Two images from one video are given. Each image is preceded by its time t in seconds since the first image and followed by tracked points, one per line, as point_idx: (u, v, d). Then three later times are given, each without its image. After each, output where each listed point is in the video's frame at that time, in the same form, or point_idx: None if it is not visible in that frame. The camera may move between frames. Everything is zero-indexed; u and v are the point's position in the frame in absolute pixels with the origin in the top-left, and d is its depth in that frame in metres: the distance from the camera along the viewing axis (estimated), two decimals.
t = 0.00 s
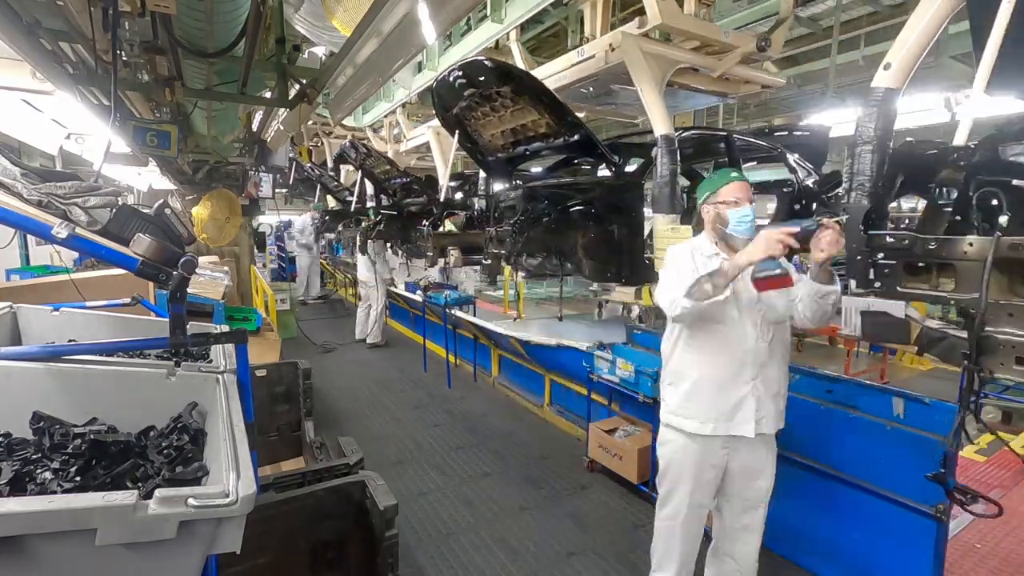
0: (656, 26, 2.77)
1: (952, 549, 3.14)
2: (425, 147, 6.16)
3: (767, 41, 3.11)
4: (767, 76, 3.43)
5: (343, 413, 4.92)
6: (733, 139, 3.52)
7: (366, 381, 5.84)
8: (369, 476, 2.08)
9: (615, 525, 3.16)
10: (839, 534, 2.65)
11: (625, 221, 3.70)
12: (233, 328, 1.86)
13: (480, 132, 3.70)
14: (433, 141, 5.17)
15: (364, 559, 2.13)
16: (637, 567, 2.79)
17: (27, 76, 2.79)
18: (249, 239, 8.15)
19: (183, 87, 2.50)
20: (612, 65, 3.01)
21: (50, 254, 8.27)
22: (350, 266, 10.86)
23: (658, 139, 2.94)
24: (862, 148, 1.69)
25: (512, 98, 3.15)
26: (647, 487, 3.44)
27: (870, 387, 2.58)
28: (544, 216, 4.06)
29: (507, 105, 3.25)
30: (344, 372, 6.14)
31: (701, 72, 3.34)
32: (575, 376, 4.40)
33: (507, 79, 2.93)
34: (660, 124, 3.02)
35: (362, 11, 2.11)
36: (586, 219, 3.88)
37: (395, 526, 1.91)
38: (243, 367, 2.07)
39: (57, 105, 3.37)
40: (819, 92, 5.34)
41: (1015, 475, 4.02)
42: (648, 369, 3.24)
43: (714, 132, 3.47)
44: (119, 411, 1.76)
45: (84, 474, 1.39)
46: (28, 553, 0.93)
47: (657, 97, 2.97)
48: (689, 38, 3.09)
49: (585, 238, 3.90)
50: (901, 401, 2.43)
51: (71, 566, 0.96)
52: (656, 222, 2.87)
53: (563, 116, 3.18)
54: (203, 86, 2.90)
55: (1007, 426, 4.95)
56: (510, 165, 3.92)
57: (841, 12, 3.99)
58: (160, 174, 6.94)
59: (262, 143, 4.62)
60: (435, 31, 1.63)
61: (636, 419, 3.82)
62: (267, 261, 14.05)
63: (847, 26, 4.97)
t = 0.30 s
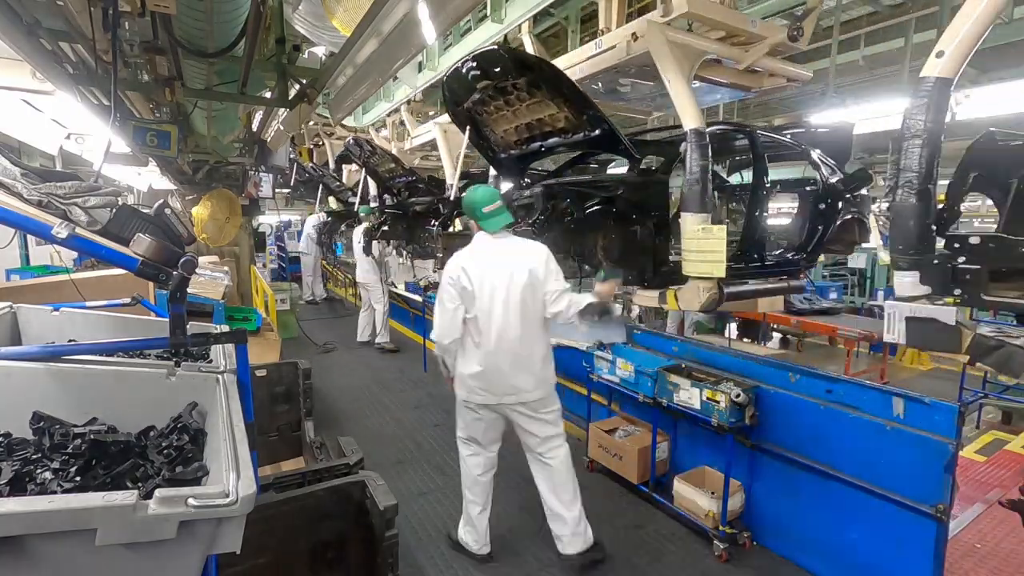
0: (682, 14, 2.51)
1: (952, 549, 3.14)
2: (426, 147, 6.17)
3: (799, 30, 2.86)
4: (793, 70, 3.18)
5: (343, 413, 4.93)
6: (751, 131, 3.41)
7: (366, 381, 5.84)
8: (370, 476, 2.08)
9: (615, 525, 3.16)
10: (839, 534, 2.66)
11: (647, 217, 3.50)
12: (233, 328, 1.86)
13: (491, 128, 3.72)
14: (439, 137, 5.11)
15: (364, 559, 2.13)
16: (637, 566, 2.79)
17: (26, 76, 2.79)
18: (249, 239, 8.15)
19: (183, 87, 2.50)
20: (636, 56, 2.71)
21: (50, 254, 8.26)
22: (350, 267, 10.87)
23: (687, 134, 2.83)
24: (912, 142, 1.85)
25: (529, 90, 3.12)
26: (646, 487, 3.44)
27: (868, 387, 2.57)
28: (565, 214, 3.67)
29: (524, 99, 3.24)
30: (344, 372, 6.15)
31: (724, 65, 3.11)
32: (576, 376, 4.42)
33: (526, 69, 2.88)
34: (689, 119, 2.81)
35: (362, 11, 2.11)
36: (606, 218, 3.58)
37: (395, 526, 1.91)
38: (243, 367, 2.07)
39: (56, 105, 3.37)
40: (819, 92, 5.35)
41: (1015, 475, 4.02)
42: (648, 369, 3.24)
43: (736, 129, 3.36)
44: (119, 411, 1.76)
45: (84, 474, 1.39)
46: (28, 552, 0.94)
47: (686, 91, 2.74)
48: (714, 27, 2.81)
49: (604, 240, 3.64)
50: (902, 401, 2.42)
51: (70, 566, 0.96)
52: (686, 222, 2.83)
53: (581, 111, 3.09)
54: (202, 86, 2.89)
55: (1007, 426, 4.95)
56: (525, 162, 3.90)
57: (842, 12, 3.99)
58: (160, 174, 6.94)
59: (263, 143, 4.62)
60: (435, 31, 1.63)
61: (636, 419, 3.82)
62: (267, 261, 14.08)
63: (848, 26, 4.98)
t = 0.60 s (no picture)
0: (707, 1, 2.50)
1: (952, 549, 3.14)
2: (427, 146, 6.18)
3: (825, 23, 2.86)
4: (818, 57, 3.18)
5: (343, 413, 4.93)
6: (776, 127, 3.38)
7: (366, 381, 5.83)
8: (370, 476, 2.08)
9: (615, 525, 3.15)
10: (839, 533, 2.66)
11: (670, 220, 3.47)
12: (233, 328, 1.86)
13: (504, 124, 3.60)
14: (446, 134, 5.11)
15: (364, 559, 2.13)
16: (637, 567, 2.79)
17: (27, 76, 2.79)
18: (249, 239, 8.15)
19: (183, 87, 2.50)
20: (659, 46, 2.70)
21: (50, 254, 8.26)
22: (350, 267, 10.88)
23: (719, 128, 2.64)
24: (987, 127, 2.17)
25: (546, 83, 2.97)
26: (646, 487, 3.44)
27: (868, 387, 2.58)
28: (586, 214, 3.72)
29: (539, 92, 3.08)
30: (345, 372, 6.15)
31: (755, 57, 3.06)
32: (576, 376, 4.42)
33: (546, 59, 2.71)
34: (719, 112, 2.64)
35: (363, 11, 2.11)
36: (627, 220, 3.59)
37: (395, 526, 1.90)
38: (243, 367, 2.07)
39: (56, 105, 3.37)
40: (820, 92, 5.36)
41: (1015, 475, 4.02)
42: (648, 369, 3.24)
43: (757, 124, 3.34)
44: (119, 411, 1.76)
45: (84, 474, 1.39)
46: (28, 552, 0.94)
47: (713, 79, 2.61)
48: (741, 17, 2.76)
49: (625, 241, 3.60)
50: (902, 401, 2.42)
51: (71, 566, 0.96)
52: (714, 222, 2.61)
53: (602, 104, 2.93)
54: (203, 86, 2.90)
55: (1006, 426, 4.95)
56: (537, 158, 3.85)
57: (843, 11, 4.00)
58: (159, 174, 6.94)
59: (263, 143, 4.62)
60: (435, 31, 1.63)
61: (636, 419, 3.83)
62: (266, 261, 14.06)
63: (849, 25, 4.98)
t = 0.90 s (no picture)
0: None
1: (952, 549, 3.14)
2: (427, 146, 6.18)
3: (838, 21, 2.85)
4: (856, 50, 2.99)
5: (343, 413, 4.93)
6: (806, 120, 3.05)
7: (366, 381, 5.83)
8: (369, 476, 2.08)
9: (615, 526, 3.15)
10: (838, 533, 2.66)
11: (700, 221, 3.39)
12: (233, 328, 1.85)
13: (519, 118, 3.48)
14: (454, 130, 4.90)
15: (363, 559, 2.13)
16: (637, 567, 2.79)
17: (27, 76, 2.79)
18: (249, 239, 8.15)
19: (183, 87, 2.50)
20: (686, 35, 2.56)
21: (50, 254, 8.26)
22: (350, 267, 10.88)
23: (758, 120, 2.49)
24: None
25: (568, 74, 2.88)
26: (647, 487, 3.44)
27: (869, 387, 2.59)
28: (613, 214, 3.63)
29: (561, 83, 2.99)
30: (345, 373, 6.14)
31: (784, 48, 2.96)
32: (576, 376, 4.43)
33: (568, 47, 2.64)
34: (757, 102, 2.51)
35: (362, 11, 2.11)
36: (653, 219, 3.56)
37: (395, 527, 1.90)
38: (244, 367, 2.06)
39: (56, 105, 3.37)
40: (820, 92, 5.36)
41: (1016, 475, 4.01)
42: (648, 369, 3.24)
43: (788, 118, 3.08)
44: (120, 411, 1.76)
45: (84, 473, 1.40)
46: (27, 552, 0.94)
47: (751, 70, 2.47)
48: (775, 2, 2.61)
49: (649, 242, 3.57)
50: (902, 401, 2.43)
51: (70, 566, 0.96)
52: (754, 221, 2.51)
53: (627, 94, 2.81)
54: (202, 86, 2.90)
55: (1006, 426, 4.95)
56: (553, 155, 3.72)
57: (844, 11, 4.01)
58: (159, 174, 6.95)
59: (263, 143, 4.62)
60: (435, 31, 1.63)
61: (636, 420, 3.83)
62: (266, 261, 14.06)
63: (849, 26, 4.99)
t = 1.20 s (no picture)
0: None
1: (952, 549, 3.14)
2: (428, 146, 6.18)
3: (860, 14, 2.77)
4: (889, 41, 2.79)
5: (343, 413, 4.93)
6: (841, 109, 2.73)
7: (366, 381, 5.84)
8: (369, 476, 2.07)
9: (615, 525, 3.15)
10: (838, 533, 2.66)
11: (735, 221, 3.04)
12: (233, 328, 1.85)
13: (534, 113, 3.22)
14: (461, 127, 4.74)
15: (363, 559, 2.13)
16: (637, 567, 2.79)
17: (26, 75, 2.79)
18: (249, 239, 8.15)
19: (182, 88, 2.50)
20: (717, 23, 2.29)
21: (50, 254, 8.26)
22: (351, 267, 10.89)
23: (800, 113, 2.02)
24: None
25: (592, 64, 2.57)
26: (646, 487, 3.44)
27: (869, 387, 2.57)
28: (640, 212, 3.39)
29: (584, 74, 2.68)
30: (345, 372, 6.14)
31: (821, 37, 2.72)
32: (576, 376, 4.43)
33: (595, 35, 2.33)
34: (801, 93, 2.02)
35: (362, 11, 2.11)
36: (679, 218, 3.25)
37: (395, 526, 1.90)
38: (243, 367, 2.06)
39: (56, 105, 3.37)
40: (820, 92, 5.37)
41: (1016, 476, 4.01)
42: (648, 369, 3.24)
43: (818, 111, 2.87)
44: (120, 411, 1.76)
45: (84, 473, 1.40)
46: (27, 552, 0.94)
47: (793, 57, 1.99)
48: None
49: (677, 244, 3.25)
50: (902, 401, 2.41)
51: (70, 567, 0.96)
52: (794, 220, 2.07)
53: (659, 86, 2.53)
54: (202, 86, 2.90)
55: (1006, 426, 4.95)
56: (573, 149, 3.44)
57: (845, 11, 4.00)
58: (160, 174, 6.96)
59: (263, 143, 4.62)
60: (435, 31, 1.63)
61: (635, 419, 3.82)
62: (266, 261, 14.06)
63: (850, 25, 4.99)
